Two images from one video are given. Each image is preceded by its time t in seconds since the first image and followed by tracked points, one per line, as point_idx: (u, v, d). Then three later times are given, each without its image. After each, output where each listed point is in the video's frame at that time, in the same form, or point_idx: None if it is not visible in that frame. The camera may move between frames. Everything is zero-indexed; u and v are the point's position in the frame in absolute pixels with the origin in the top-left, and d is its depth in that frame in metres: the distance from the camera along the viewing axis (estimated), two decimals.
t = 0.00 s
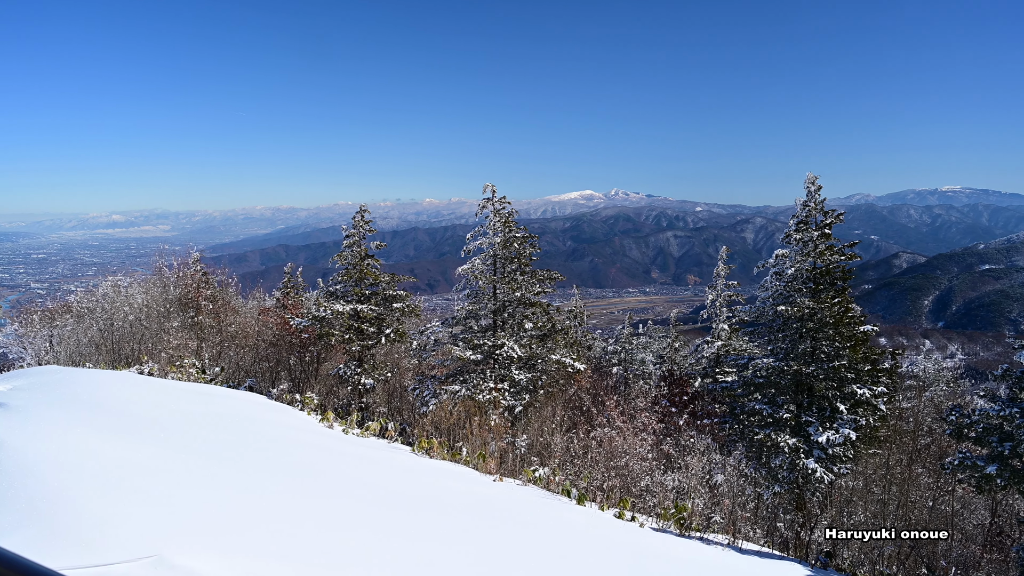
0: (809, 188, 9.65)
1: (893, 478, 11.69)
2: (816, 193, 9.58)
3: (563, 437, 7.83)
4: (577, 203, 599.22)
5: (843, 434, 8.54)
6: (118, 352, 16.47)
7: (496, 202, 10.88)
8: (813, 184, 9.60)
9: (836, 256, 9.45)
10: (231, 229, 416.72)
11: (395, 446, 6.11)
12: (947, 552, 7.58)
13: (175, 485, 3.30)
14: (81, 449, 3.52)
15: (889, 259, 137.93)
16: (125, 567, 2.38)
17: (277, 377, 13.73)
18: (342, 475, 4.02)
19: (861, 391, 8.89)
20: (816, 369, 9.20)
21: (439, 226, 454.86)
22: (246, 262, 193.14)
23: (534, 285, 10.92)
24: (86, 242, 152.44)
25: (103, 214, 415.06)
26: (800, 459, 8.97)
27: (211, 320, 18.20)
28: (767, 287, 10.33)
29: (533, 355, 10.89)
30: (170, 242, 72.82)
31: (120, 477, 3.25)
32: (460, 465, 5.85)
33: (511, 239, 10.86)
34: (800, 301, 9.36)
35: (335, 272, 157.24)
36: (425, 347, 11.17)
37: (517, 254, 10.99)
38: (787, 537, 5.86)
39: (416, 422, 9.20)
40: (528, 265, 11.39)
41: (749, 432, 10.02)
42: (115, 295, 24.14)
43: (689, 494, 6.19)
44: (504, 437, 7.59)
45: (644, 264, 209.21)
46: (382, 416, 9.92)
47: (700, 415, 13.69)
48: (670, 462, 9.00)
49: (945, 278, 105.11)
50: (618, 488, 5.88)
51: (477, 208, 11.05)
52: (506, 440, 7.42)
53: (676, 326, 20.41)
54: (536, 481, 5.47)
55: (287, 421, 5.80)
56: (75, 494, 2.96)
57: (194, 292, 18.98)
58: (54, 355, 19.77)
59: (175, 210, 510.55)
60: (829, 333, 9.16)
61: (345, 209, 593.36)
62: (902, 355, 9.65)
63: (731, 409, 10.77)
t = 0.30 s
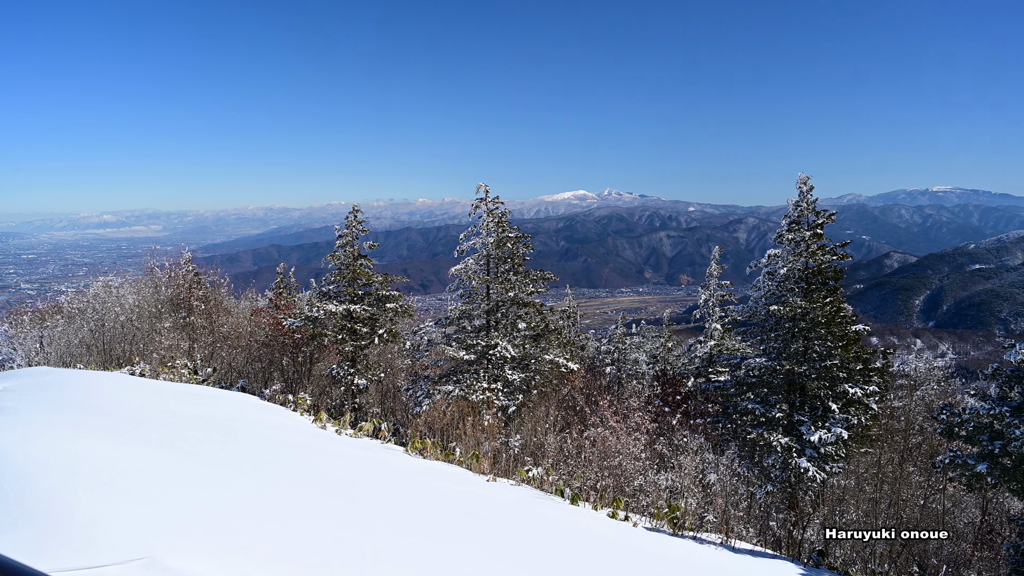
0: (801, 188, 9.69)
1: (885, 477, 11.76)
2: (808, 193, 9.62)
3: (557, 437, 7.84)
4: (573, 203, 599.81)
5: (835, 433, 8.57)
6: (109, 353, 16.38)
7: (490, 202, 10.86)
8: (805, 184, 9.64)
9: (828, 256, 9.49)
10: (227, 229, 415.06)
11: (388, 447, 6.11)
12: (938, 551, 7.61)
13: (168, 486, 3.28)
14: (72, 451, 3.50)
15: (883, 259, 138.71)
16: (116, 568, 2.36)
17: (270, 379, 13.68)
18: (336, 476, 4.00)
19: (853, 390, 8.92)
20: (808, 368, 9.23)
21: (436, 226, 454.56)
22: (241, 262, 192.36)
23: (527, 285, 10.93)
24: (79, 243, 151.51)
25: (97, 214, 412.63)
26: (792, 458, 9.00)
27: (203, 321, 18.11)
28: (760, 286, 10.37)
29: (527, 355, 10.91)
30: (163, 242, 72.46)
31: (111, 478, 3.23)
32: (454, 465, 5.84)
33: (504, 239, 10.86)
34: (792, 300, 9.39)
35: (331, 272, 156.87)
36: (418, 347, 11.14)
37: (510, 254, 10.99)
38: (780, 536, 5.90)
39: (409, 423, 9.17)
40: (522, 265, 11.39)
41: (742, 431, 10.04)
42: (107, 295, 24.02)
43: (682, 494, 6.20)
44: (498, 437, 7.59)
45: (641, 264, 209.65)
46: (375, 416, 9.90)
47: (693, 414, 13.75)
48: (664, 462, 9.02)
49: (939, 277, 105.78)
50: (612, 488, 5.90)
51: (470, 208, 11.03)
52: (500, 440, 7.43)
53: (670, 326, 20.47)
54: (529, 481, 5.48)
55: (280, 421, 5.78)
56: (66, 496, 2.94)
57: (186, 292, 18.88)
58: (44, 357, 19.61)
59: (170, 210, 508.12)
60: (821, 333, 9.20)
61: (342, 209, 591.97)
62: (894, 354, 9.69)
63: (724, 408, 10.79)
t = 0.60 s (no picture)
0: (793, 189, 9.72)
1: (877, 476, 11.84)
2: (800, 193, 9.65)
3: (551, 437, 7.85)
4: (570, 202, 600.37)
5: (827, 432, 8.61)
6: (100, 354, 16.30)
7: (483, 202, 10.85)
8: (797, 185, 9.67)
9: (820, 256, 9.53)
10: (222, 229, 413.43)
11: (382, 447, 6.10)
12: (929, 549, 7.66)
13: (159, 487, 3.27)
14: (62, 452, 3.48)
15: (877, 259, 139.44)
16: (108, 570, 2.35)
17: (263, 379, 13.48)
18: (329, 477, 3.99)
19: (844, 389, 8.97)
20: (800, 368, 9.26)
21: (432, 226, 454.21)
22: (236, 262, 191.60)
23: (520, 285, 10.94)
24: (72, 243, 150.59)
25: (91, 214, 410.34)
26: (785, 458, 9.04)
27: (195, 322, 18.02)
28: (753, 286, 10.41)
29: (520, 355, 10.92)
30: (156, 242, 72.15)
31: (102, 479, 3.22)
32: (447, 466, 5.84)
33: (497, 239, 10.84)
34: (785, 300, 9.42)
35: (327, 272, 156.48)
36: (412, 347, 11.12)
37: (503, 254, 10.99)
38: (773, 535, 5.93)
39: (402, 423, 9.15)
40: (515, 265, 11.40)
41: (734, 430, 10.05)
42: (97, 296, 23.88)
43: (675, 493, 6.22)
44: (491, 437, 7.59)
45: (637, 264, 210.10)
46: (369, 417, 9.88)
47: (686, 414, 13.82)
48: (658, 461, 9.05)
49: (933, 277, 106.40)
50: (605, 487, 5.92)
51: (464, 208, 11.01)
52: (494, 440, 7.43)
53: (663, 326, 20.52)
54: (523, 481, 5.48)
55: (272, 422, 5.76)
56: (55, 497, 2.92)
57: (177, 293, 18.80)
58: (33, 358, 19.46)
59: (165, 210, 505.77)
60: (813, 332, 9.25)
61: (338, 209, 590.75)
62: (885, 354, 9.75)
63: (717, 408, 10.82)
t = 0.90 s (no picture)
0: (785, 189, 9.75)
1: (869, 475, 11.90)
2: (792, 193, 9.68)
3: (544, 437, 7.86)
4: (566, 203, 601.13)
5: (819, 431, 8.65)
6: (91, 355, 16.20)
7: (476, 202, 10.83)
8: (789, 185, 9.71)
9: (812, 255, 9.56)
10: (217, 229, 411.79)
11: (374, 448, 6.08)
12: (920, 548, 7.70)
13: (149, 488, 3.25)
14: (51, 454, 3.45)
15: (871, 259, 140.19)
16: (97, 572, 2.33)
17: (255, 380, 13.46)
18: (322, 477, 3.98)
19: (836, 388, 9.00)
20: (792, 367, 9.29)
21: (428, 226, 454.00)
22: (231, 263, 190.86)
23: (513, 285, 10.94)
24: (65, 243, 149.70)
25: (84, 214, 407.71)
26: (777, 457, 9.06)
27: (187, 323, 17.93)
28: (745, 286, 10.44)
29: (513, 355, 10.92)
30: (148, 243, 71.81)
31: (92, 481, 3.19)
32: (441, 466, 5.84)
33: (490, 239, 10.82)
34: (777, 300, 9.46)
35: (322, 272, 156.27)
36: (405, 348, 11.09)
37: (496, 254, 10.97)
38: (765, 534, 5.95)
39: (395, 424, 9.12)
40: (508, 265, 11.40)
41: (727, 430, 10.06)
42: (89, 296, 23.81)
43: (668, 493, 6.23)
44: (485, 438, 7.59)
45: (633, 264, 210.55)
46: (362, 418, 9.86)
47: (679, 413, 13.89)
48: (651, 460, 9.08)
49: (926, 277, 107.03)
50: (598, 487, 5.93)
51: (457, 208, 10.99)
52: (487, 440, 7.43)
53: (656, 326, 20.56)
54: (516, 481, 5.48)
55: (263, 422, 5.75)
56: (44, 499, 2.91)
57: (169, 293, 18.70)
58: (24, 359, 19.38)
59: (159, 210, 503.25)
60: (805, 331, 9.30)
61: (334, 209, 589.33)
62: (877, 353, 9.78)
63: (710, 407, 10.83)
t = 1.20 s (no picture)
0: (776, 189, 9.80)
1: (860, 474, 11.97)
2: (784, 193, 9.72)
3: (537, 437, 7.88)
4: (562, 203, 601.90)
5: (810, 430, 8.69)
6: (81, 356, 16.08)
7: (469, 202, 10.82)
8: (780, 185, 9.75)
9: (803, 255, 9.60)
10: (212, 230, 409.92)
11: (367, 448, 6.06)
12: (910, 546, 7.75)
13: (140, 490, 3.22)
14: (40, 456, 3.42)
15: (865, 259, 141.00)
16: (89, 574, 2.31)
17: (247, 381, 13.43)
18: (315, 478, 3.96)
19: (827, 387, 9.05)
20: (784, 367, 9.33)
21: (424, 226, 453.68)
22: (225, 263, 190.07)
23: (506, 286, 10.95)
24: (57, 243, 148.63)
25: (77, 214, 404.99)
26: (769, 456, 9.09)
27: (178, 323, 17.83)
28: (737, 286, 10.48)
29: (506, 355, 10.94)
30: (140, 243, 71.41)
31: (82, 483, 3.16)
32: (433, 467, 5.83)
33: (483, 239, 10.81)
34: (769, 299, 9.50)
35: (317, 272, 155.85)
36: (398, 348, 11.07)
37: (489, 254, 10.97)
38: (757, 533, 5.98)
39: (387, 424, 9.10)
40: (500, 266, 11.39)
41: (719, 429, 10.09)
42: (78, 297, 23.67)
43: (660, 492, 6.26)
44: (478, 438, 7.59)
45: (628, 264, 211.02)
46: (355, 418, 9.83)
47: (672, 413, 13.97)
48: (644, 460, 9.11)
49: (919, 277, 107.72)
50: (591, 487, 5.95)
51: (450, 208, 10.97)
52: (480, 440, 7.43)
53: (649, 326, 20.62)
54: (509, 481, 5.48)
55: (254, 423, 5.71)
56: (33, 501, 2.87)
57: (160, 294, 18.60)
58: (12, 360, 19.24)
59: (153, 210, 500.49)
60: (797, 331, 9.34)
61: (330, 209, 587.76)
62: (867, 353, 9.84)
63: (702, 407, 10.86)
